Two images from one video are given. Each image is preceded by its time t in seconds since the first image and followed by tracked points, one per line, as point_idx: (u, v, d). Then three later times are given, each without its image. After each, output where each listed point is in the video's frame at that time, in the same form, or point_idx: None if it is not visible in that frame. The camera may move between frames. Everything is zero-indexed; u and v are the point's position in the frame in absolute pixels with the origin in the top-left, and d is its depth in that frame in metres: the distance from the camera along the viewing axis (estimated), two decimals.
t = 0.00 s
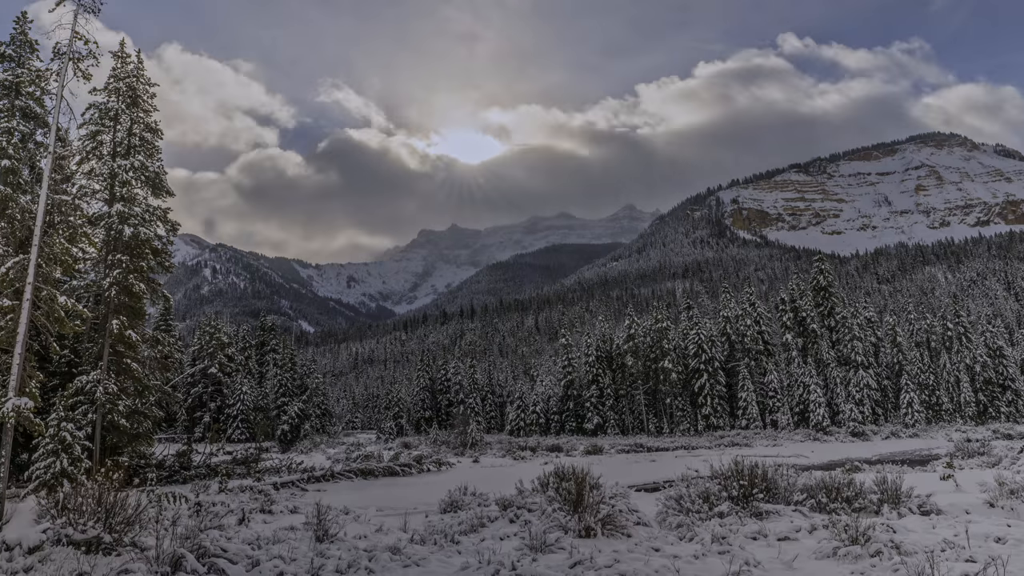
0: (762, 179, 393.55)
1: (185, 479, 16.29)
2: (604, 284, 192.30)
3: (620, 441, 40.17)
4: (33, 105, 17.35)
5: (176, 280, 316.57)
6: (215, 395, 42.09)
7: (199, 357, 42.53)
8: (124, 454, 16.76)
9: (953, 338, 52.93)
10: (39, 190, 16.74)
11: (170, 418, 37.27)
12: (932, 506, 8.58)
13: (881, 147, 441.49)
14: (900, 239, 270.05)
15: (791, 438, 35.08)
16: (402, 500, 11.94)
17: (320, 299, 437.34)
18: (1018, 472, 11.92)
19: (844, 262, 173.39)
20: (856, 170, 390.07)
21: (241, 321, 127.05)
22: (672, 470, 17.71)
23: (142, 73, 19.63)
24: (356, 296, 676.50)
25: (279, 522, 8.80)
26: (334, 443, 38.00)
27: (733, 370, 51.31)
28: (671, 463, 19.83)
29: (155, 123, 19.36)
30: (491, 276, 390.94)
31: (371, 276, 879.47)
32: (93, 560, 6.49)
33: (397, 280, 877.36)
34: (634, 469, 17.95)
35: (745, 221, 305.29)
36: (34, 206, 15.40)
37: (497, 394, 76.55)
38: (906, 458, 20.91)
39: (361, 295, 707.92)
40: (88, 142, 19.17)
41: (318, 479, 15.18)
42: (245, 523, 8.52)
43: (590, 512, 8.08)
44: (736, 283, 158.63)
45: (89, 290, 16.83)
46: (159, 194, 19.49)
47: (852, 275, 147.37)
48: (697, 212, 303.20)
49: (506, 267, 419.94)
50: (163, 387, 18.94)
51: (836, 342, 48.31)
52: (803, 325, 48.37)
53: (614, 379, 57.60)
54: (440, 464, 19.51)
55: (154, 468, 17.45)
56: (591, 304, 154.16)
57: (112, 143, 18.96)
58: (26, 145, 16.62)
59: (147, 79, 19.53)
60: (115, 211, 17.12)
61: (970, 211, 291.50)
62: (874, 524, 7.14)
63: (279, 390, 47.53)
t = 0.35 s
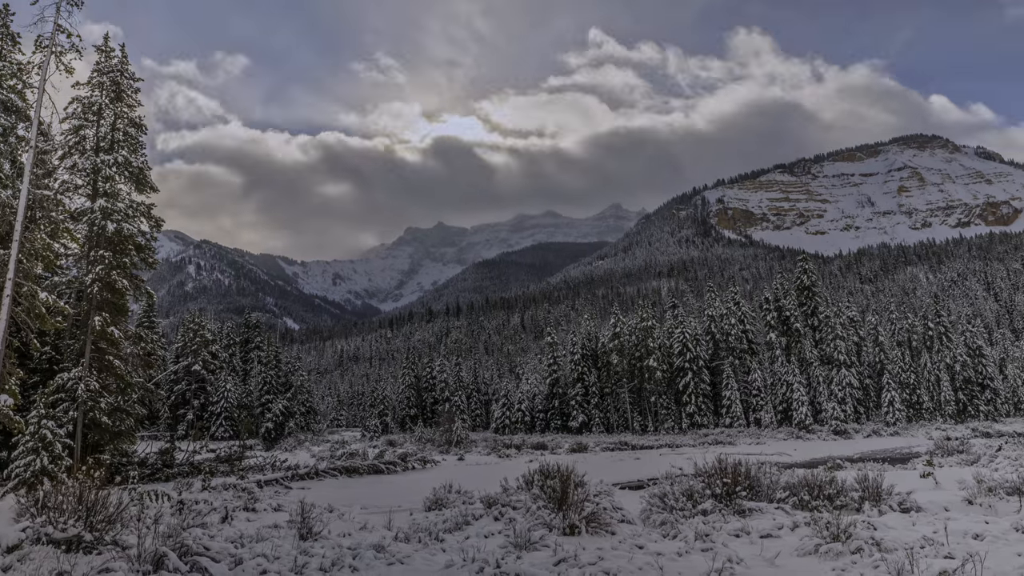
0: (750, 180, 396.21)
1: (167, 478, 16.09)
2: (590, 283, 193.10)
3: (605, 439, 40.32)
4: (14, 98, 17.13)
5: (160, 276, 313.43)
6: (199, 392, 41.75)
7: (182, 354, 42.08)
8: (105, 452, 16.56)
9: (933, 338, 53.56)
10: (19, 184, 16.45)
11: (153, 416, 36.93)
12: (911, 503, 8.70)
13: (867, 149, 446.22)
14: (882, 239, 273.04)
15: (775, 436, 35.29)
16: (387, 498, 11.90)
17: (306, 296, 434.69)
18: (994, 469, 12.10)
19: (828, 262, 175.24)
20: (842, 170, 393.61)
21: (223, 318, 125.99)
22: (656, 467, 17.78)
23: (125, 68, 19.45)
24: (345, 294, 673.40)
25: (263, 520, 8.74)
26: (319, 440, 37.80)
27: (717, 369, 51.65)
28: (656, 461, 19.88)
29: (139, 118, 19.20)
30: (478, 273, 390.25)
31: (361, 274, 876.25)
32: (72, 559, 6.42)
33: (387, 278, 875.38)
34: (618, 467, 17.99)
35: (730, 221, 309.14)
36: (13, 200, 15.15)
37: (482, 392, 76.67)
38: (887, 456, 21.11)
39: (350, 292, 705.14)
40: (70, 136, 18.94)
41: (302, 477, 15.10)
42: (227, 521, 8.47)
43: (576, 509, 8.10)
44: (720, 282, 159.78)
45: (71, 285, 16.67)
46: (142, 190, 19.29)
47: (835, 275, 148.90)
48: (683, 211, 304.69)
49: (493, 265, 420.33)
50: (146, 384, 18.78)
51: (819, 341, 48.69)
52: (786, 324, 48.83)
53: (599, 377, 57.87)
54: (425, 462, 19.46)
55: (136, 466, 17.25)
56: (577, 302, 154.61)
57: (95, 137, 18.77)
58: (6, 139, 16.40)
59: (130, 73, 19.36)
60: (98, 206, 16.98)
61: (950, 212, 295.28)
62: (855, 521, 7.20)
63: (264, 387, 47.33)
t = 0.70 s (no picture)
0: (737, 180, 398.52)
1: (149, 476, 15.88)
2: (575, 281, 193.55)
3: (590, 437, 40.37)
4: None
5: (143, 272, 309.95)
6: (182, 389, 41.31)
7: (165, 350, 41.51)
8: (86, 450, 16.37)
9: (914, 337, 54.15)
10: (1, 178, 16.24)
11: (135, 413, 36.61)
12: (892, 500, 8.80)
13: (852, 150, 450.84)
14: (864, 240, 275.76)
15: (758, 434, 35.51)
16: (372, 496, 11.87)
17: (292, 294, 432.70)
18: (972, 467, 12.24)
19: (811, 262, 176.99)
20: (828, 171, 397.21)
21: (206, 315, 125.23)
22: (641, 465, 17.82)
23: (108, 62, 19.26)
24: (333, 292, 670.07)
25: (246, 518, 8.69)
26: (303, 437, 37.57)
27: (701, 367, 51.93)
28: (641, 459, 19.92)
29: (123, 113, 19.04)
30: (463, 270, 389.83)
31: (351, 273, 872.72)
32: (50, 558, 6.35)
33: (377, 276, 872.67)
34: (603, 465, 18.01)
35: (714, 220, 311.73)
36: None
37: (468, 390, 76.67)
38: (869, 454, 21.25)
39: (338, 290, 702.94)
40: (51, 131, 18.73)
41: (285, 475, 15.01)
42: (210, 519, 8.42)
43: (560, 507, 8.13)
44: (705, 281, 160.81)
45: (52, 281, 16.49)
46: (126, 185, 19.12)
47: (819, 275, 150.32)
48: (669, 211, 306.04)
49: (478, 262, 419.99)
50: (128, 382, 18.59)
51: (802, 340, 49.12)
52: (770, 322, 49.22)
53: (584, 375, 58.12)
54: (409, 460, 19.36)
55: (118, 464, 17.06)
56: (562, 301, 154.86)
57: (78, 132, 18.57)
58: None
59: (114, 67, 19.18)
60: (80, 202, 16.80)
61: (931, 213, 299.06)
62: (837, 519, 7.28)
63: (248, 385, 46.96)
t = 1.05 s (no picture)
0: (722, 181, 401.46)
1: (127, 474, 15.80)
2: (558, 279, 194.12)
3: (571, 434, 40.50)
4: None
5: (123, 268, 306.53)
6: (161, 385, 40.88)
7: (144, 347, 40.99)
8: (61, 447, 16.15)
9: (891, 336, 54.89)
10: None
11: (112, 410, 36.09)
12: (868, 497, 8.92)
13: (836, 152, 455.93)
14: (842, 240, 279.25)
15: (738, 432, 35.78)
16: (352, 493, 11.81)
17: (275, 290, 429.61)
18: (946, 464, 12.42)
19: (791, 262, 178.96)
20: (813, 173, 401.16)
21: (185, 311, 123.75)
22: (621, 462, 17.89)
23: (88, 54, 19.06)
24: (319, 289, 665.52)
25: (225, 515, 8.63)
26: (283, 435, 37.26)
27: (682, 365, 52.26)
28: (621, 456, 19.99)
29: (102, 105, 18.83)
30: (447, 268, 389.09)
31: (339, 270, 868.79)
32: (21, 557, 6.25)
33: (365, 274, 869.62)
34: (585, 462, 18.07)
35: (695, 219, 314.80)
36: None
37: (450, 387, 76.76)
38: (846, 452, 21.46)
39: (325, 287, 698.75)
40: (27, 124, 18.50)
41: (266, 472, 14.89)
42: (189, 516, 8.34)
43: (541, 504, 8.17)
44: (686, 280, 162.15)
45: (27, 276, 16.27)
46: (105, 179, 18.93)
47: (800, 275, 152.04)
48: (651, 210, 307.45)
49: (461, 260, 420.01)
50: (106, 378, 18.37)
51: (782, 339, 49.63)
52: (750, 321, 49.75)
53: (566, 373, 58.27)
54: (391, 456, 19.25)
55: (94, 462, 16.84)
56: (545, 299, 155.15)
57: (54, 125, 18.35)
58: None
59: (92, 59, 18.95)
60: (57, 195, 16.61)
61: (909, 214, 303.03)
62: (813, 515, 7.38)
63: (228, 381, 46.68)
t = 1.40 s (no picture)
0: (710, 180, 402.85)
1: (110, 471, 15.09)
2: (544, 277, 194.22)
3: (556, 432, 40.42)
4: None
5: (103, 264, 302.53)
6: (144, 383, 40.56)
7: (126, 344, 40.59)
8: (42, 446, 15.95)
9: (873, 336, 55.37)
10: None
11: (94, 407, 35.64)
12: (849, 494, 9.02)
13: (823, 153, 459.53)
14: (826, 240, 281.27)
15: (722, 430, 35.98)
16: (337, 492, 11.76)
17: (260, 287, 426.32)
18: (925, 462, 12.61)
19: (774, 262, 180.24)
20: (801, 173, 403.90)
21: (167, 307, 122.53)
22: (605, 461, 17.92)
23: (69, 48, 18.90)
24: (308, 287, 662.18)
25: (208, 514, 8.58)
26: (270, 433, 37.02)
27: (667, 363, 52.44)
28: (605, 454, 20.09)
29: (85, 100, 18.68)
30: (433, 265, 388.21)
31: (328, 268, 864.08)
32: None
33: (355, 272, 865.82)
34: (569, 460, 18.08)
35: (681, 218, 316.38)
36: None
37: (435, 385, 76.56)
38: (827, 450, 21.71)
39: (314, 285, 695.32)
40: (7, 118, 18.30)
41: (250, 470, 14.78)
42: (170, 515, 8.27)
43: (525, 502, 8.18)
44: (671, 279, 162.88)
45: (8, 272, 16.11)
46: (87, 175, 18.78)
47: (784, 274, 153.12)
48: (637, 209, 307.97)
49: (448, 258, 419.04)
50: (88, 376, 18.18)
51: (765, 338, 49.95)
52: (735, 320, 50.10)
53: (551, 371, 58.31)
54: (376, 455, 19.17)
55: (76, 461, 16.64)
56: (530, 297, 155.19)
57: (35, 120, 18.18)
58: None
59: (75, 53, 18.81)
60: (38, 190, 16.47)
61: (893, 215, 305.18)
62: (796, 513, 7.43)
63: (211, 378, 46.33)
